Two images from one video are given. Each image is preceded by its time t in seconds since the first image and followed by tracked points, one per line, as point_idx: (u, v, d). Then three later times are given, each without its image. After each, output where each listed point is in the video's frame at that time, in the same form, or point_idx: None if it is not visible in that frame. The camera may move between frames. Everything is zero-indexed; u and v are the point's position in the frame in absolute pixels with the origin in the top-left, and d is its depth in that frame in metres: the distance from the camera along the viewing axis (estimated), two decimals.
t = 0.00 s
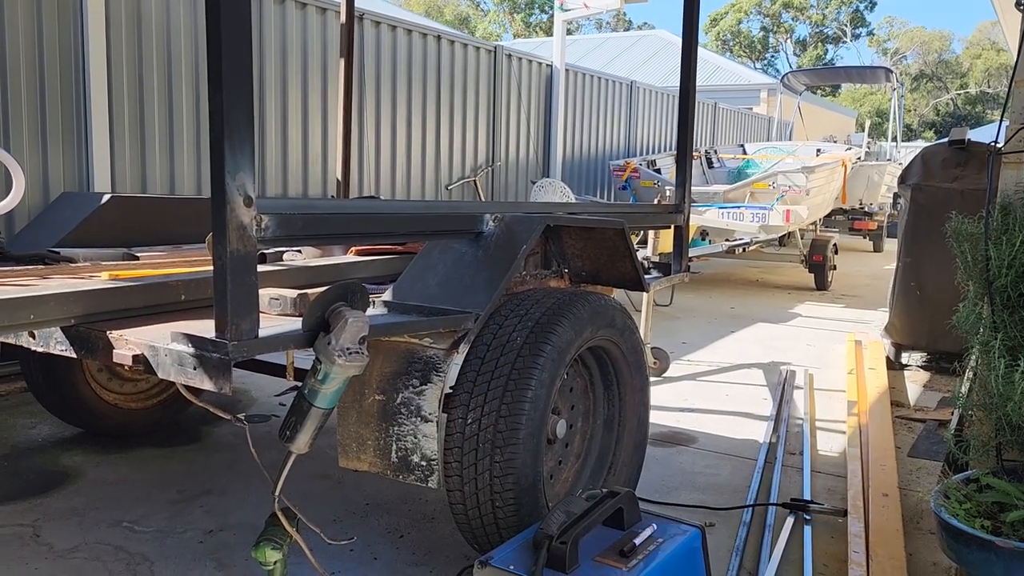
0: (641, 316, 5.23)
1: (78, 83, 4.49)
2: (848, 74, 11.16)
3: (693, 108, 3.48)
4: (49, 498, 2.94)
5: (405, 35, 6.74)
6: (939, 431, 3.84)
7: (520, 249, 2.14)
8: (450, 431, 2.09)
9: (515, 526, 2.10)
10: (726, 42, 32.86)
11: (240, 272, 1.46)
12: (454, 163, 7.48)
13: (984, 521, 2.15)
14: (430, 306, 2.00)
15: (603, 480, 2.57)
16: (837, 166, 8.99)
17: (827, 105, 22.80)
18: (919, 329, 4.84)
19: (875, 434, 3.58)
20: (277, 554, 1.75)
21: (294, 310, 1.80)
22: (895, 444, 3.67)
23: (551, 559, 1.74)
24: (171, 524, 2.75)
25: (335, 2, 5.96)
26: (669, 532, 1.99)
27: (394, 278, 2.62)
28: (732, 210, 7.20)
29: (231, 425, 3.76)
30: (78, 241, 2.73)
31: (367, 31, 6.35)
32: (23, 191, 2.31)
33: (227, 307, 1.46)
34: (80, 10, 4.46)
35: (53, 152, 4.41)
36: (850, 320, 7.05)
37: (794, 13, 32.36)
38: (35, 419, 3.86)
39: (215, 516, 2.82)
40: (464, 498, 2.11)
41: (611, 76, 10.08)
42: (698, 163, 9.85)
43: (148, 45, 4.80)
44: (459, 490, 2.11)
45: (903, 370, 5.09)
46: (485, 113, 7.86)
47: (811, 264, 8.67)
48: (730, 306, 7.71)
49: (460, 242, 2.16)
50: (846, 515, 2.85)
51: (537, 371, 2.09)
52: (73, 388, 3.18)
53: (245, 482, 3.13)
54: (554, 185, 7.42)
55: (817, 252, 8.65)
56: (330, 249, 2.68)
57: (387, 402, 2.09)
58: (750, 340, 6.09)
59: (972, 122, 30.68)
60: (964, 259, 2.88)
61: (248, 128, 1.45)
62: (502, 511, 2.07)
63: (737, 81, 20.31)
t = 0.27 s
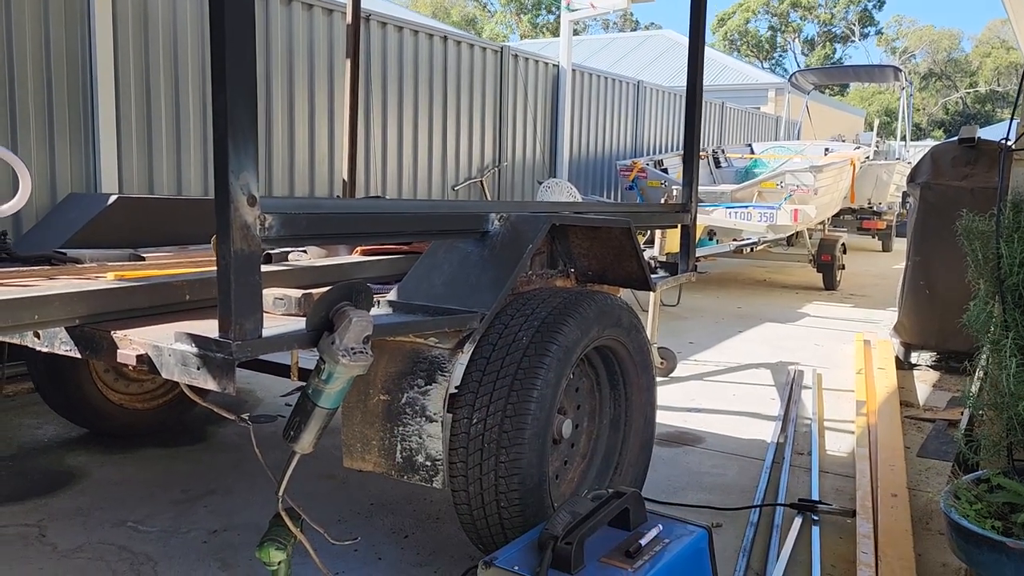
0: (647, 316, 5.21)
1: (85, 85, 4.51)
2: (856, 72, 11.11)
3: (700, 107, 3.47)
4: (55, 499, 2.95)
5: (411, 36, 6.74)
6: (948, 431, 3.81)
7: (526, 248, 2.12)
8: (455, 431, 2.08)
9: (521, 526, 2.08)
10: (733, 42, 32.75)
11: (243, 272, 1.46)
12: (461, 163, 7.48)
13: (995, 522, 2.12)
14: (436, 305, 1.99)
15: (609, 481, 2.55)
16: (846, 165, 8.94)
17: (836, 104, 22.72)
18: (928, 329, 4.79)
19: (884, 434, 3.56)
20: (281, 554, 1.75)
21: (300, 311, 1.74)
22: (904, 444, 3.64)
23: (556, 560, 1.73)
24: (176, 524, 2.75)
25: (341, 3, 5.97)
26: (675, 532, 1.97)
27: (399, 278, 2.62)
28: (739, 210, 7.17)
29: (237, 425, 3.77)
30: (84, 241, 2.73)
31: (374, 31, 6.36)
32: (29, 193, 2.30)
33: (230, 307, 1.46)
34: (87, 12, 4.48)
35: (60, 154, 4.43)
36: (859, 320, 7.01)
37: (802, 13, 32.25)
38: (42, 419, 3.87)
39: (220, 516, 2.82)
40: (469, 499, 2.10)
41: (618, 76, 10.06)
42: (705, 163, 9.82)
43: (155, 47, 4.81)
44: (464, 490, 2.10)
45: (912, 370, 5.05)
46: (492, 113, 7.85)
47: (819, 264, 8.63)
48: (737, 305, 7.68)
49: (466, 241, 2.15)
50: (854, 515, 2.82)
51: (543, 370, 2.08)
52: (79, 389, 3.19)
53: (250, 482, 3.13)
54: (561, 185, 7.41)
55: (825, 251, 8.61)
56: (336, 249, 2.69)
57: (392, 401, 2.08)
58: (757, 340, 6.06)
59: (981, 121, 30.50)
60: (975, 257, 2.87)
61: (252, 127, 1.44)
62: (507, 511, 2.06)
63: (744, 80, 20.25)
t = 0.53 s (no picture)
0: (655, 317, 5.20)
1: (93, 91, 4.53)
2: (865, 73, 11.06)
3: (704, 107, 3.45)
4: (62, 501, 2.96)
5: (418, 39, 6.75)
6: (959, 432, 3.78)
7: (528, 248, 2.11)
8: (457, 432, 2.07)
9: (524, 527, 2.07)
10: (742, 44, 32.63)
11: (241, 272, 1.46)
12: (469, 166, 7.48)
13: (1003, 522, 2.10)
14: (436, 306, 1.98)
15: (614, 482, 2.54)
16: (855, 166, 8.90)
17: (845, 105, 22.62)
18: (938, 330, 4.76)
19: (893, 436, 3.53)
20: (283, 555, 1.74)
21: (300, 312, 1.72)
22: (913, 446, 3.61)
23: (557, 560, 1.72)
24: (182, 526, 2.75)
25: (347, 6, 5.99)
26: (678, 533, 1.96)
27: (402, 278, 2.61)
28: (748, 211, 7.14)
29: (244, 427, 3.77)
30: (90, 244, 2.75)
31: (380, 35, 6.37)
32: (35, 197, 2.28)
33: (228, 307, 1.46)
34: (95, 18, 4.50)
35: (69, 159, 4.45)
36: (869, 321, 6.97)
37: (811, 14, 32.14)
38: (50, 422, 3.89)
39: (226, 518, 2.82)
40: (472, 500, 2.09)
41: (625, 78, 10.05)
42: (714, 164, 9.79)
43: (163, 52, 4.83)
44: (467, 491, 2.09)
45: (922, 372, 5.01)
46: (499, 116, 7.85)
47: (829, 265, 8.58)
48: (746, 307, 7.64)
49: (467, 242, 2.14)
50: (862, 517, 2.80)
51: (545, 371, 2.07)
52: (86, 392, 3.19)
53: (256, 484, 3.13)
54: (568, 187, 7.39)
55: (835, 253, 8.56)
56: (339, 250, 2.71)
57: (393, 402, 2.08)
58: (766, 341, 6.03)
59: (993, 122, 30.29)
60: (980, 256, 2.84)
61: (249, 127, 1.44)
62: (510, 512, 2.05)
63: (753, 82, 20.19)
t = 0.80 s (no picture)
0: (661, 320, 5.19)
1: (100, 96, 4.57)
2: (873, 76, 11.03)
3: (709, 109, 3.45)
4: (69, 504, 2.97)
5: (423, 44, 6.77)
6: (967, 435, 3.75)
7: (531, 250, 2.11)
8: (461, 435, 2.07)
9: (528, 530, 2.07)
10: (749, 47, 32.57)
11: (243, 274, 1.46)
12: (475, 170, 7.49)
13: (1009, 525, 2.09)
14: (439, 308, 1.98)
15: (619, 485, 2.53)
16: (862, 168, 8.87)
17: (853, 108, 22.55)
18: (946, 333, 4.73)
19: (901, 438, 3.51)
20: (287, 558, 1.74)
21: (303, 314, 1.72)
22: (921, 448, 3.60)
23: (560, 562, 1.72)
24: (188, 529, 2.76)
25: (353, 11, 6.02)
26: (681, 536, 1.96)
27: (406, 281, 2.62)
28: (755, 214, 7.13)
29: (250, 431, 3.78)
30: (96, 248, 2.76)
31: (386, 39, 6.39)
32: (43, 201, 2.28)
33: (231, 309, 1.46)
34: (102, 25, 4.54)
35: (76, 164, 4.47)
36: (877, 324, 6.93)
37: (819, 17, 32.07)
38: (58, 427, 3.90)
39: (231, 522, 2.82)
40: (476, 502, 2.08)
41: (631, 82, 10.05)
42: (720, 167, 9.78)
43: (170, 58, 4.86)
44: (471, 494, 2.09)
45: (930, 374, 4.99)
46: (506, 120, 7.86)
47: (837, 268, 8.55)
48: (753, 310, 7.62)
49: (470, 244, 2.14)
50: (869, 520, 2.78)
51: (549, 373, 2.07)
52: (93, 395, 3.21)
53: (262, 488, 3.13)
54: (575, 190, 7.39)
55: (842, 255, 8.53)
56: (343, 252, 2.72)
57: (397, 404, 2.08)
58: (774, 345, 6.01)
59: (1002, 124, 30.15)
60: (986, 256, 2.82)
61: (252, 130, 1.45)
62: (514, 515, 2.05)
63: (760, 85, 20.15)
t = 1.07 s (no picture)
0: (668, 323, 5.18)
1: (109, 102, 4.59)
2: (880, 77, 10.99)
3: (716, 111, 3.44)
4: (78, 508, 2.98)
5: (430, 48, 6.79)
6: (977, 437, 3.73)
7: (537, 253, 2.11)
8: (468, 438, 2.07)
9: (536, 533, 2.06)
10: (756, 50, 32.52)
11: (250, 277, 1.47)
12: (481, 173, 7.50)
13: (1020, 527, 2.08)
14: (446, 311, 1.99)
15: (627, 488, 2.52)
16: (870, 170, 8.84)
17: (861, 110, 22.49)
18: (956, 335, 4.71)
19: (910, 441, 3.49)
20: (295, 561, 1.74)
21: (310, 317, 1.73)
22: (931, 451, 3.57)
23: (568, 565, 1.72)
24: (196, 533, 2.77)
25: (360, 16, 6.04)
26: (690, 538, 1.96)
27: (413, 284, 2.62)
28: (762, 216, 7.11)
29: (258, 435, 3.79)
30: (105, 253, 2.77)
31: (393, 44, 6.41)
32: (52, 206, 2.28)
33: (238, 312, 1.46)
34: (110, 31, 4.56)
35: (85, 170, 4.50)
36: (886, 326, 6.90)
37: (825, 19, 32.01)
38: (67, 431, 3.92)
39: (239, 526, 2.83)
40: (484, 505, 2.08)
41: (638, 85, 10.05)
42: (727, 170, 9.76)
43: (178, 64, 4.89)
44: (478, 497, 2.08)
45: (940, 377, 4.96)
46: (512, 123, 7.87)
47: (845, 270, 8.52)
48: (761, 313, 7.60)
49: (477, 247, 2.14)
50: (879, 523, 2.77)
51: (556, 375, 2.06)
52: (102, 400, 3.22)
53: (270, 492, 3.14)
54: (581, 194, 7.40)
55: (851, 257, 8.50)
56: (350, 256, 2.73)
57: (403, 407, 2.08)
58: (782, 347, 5.99)
59: (1011, 125, 30.02)
60: (994, 257, 2.81)
61: (258, 133, 1.45)
62: (521, 518, 2.04)
63: (767, 88, 20.12)
